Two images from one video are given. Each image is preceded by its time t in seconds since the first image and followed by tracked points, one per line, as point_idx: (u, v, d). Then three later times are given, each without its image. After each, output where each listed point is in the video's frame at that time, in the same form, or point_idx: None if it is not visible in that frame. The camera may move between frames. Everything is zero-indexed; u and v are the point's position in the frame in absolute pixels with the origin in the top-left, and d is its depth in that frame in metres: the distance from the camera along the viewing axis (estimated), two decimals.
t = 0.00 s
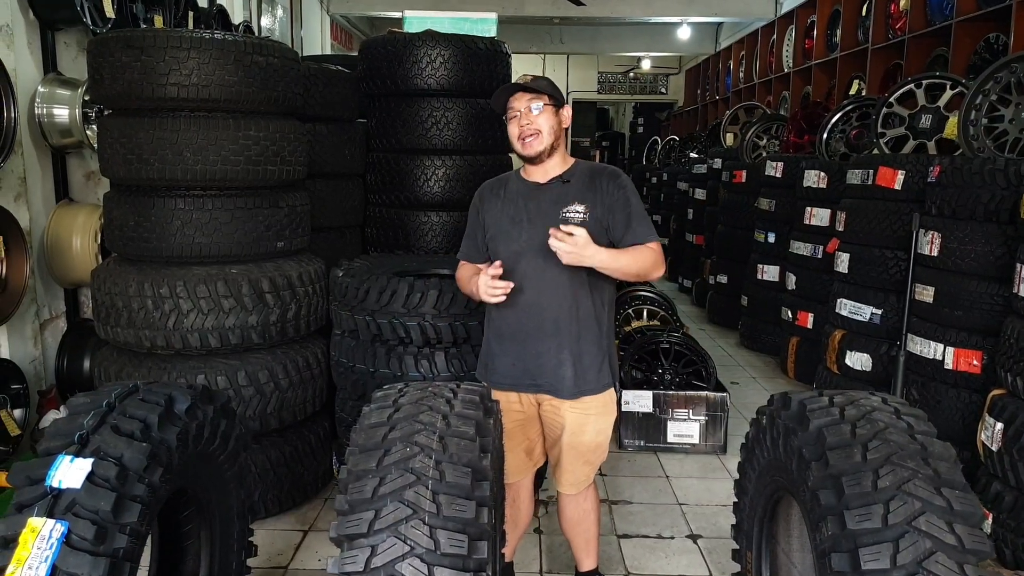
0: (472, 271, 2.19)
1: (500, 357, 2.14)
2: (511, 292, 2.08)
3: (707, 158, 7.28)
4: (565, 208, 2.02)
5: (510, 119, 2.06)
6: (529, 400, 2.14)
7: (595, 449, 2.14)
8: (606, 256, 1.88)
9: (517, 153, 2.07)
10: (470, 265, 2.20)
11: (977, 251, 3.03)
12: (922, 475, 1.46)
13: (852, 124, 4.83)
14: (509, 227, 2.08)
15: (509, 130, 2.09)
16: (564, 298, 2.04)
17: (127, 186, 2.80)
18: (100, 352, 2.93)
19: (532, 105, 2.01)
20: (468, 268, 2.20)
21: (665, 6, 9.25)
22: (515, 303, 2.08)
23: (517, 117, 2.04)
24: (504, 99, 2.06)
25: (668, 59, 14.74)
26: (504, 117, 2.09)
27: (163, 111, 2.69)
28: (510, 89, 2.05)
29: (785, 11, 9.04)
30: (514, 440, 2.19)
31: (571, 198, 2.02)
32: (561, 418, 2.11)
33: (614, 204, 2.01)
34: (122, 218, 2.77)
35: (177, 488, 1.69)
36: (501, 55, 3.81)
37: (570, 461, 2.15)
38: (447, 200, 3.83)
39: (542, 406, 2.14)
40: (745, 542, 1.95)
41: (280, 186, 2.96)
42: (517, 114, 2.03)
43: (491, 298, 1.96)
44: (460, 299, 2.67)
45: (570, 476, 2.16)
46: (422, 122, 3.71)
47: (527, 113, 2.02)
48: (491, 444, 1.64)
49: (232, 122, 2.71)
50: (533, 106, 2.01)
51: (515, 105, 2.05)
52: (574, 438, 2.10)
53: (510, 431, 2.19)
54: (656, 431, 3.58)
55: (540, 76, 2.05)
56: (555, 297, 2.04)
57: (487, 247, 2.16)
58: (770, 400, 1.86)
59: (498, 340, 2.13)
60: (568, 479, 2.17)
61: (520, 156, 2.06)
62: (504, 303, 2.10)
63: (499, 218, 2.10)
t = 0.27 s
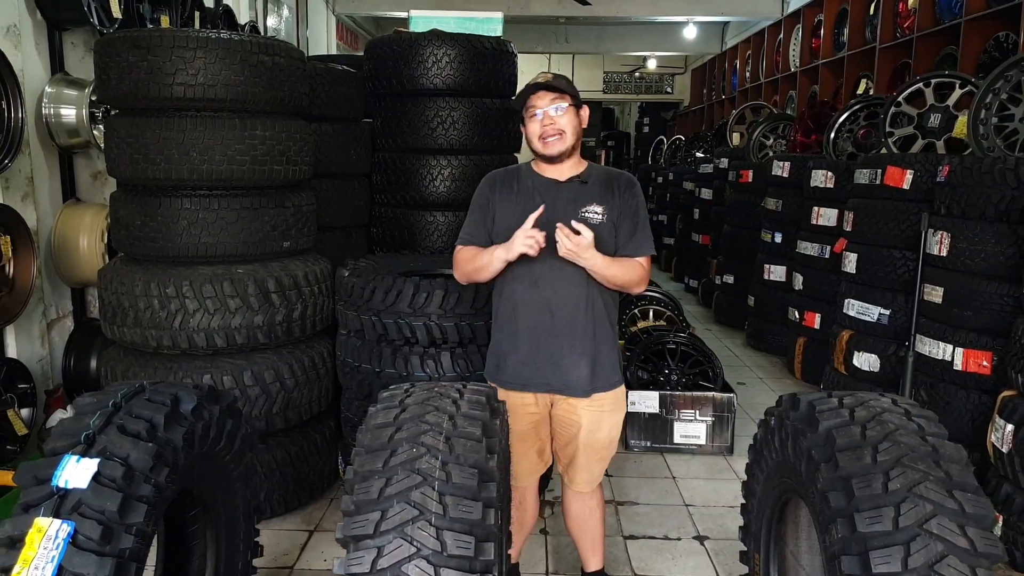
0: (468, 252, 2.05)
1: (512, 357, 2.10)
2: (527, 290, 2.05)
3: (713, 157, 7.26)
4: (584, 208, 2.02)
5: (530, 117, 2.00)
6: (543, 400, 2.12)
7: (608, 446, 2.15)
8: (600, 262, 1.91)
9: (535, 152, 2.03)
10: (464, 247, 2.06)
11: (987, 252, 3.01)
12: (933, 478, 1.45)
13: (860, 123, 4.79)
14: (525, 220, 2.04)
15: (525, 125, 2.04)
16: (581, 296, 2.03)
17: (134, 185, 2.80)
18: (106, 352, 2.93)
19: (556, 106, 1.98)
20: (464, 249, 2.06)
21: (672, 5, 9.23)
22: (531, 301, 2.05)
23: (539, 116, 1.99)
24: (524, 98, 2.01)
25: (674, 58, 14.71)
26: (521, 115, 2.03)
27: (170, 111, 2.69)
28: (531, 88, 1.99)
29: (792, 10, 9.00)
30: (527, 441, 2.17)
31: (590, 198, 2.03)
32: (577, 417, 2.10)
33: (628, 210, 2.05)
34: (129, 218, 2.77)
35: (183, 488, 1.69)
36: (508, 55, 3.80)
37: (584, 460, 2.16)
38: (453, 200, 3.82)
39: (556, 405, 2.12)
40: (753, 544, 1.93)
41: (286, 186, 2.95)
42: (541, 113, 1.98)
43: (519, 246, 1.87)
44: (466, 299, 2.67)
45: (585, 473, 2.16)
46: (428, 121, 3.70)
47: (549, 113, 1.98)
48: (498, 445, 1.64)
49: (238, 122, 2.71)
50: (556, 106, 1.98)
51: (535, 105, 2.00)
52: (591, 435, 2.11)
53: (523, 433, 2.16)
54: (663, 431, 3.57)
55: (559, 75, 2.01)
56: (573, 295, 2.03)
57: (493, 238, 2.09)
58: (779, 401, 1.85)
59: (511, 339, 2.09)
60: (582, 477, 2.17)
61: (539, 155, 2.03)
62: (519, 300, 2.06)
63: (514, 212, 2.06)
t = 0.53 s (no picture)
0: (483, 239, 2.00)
1: (526, 355, 2.07)
2: (542, 287, 2.03)
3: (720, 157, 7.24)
4: (601, 209, 2.02)
5: (559, 112, 1.98)
6: (555, 398, 2.11)
7: (618, 444, 2.15)
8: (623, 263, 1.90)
9: (556, 147, 2.02)
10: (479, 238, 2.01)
11: (995, 251, 2.99)
12: (940, 476, 1.44)
13: (868, 122, 4.78)
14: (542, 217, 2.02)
15: (552, 119, 2.01)
16: (595, 296, 2.03)
17: (140, 184, 2.81)
18: (112, 350, 2.93)
19: (589, 106, 1.97)
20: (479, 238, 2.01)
21: (678, 5, 9.21)
22: (546, 299, 2.03)
23: (569, 113, 1.98)
24: (556, 90, 1.99)
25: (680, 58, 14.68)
26: (548, 106, 2.01)
27: (176, 110, 2.69)
28: (564, 83, 1.98)
29: (799, 10, 8.97)
30: (538, 440, 2.15)
31: (606, 200, 2.03)
32: (589, 416, 2.10)
33: (639, 215, 2.08)
34: (135, 216, 2.78)
35: (188, 485, 1.69)
36: (513, 54, 3.80)
37: (596, 457, 2.16)
38: (459, 199, 3.82)
39: (567, 403, 2.12)
40: (758, 543, 1.92)
41: (292, 184, 2.96)
42: (573, 110, 1.96)
43: (546, 204, 1.82)
44: (472, 298, 2.66)
45: (596, 472, 2.17)
46: (433, 120, 3.70)
47: (581, 112, 1.97)
48: (502, 442, 1.63)
49: (244, 120, 2.72)
50: (588, 106, 1.98)
51: (567, 100, 1.98)
52: (603, 434, 2.11)
53: (535, 432, 2.15)
54: (669, 431, 3.56)
55: (593, 75, 2.01)
56: (588, 294, 2.02)
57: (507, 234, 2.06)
58: (785, 400, 1.84)
59: (524, 337, 2.07)
60: (592, 476, 2.17)
61: (560, 151, 2.01)
62: (533, 298, 2.04)
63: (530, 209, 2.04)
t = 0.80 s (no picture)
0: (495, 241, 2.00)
1: (539, 354, 2.07)
2: (555, 285, 2.03)
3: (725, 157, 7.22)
4: (611, 207, 2.02)
5: (571, 113, 1.98)
6: (567, 398, 2.10)
7: (629, 444, 2.15)
8: (633, 256, 1.89)
9: (568, 148, 2.02)
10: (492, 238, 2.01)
11: (1001, 250, 2.97)
12: (945, 475, 1.44)
13: (873, 121, 4.76)
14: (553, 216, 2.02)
15: (564, 119, 2.01)
16: (609, 294, 2.02)
17: (145, 183, 2.81)
18: (117, 349, 2.94)
19: (601, 108, 1.98)
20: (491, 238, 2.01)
21: (683, 4, 9.20)
22: (559, 298, 2.03)
23: (582, 114, 1.98)
24: (569, 91, 1.99)
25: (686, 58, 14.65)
26: (561, 107, 2.01)
27: (181, 109, 2.70)
28: (577, 83, 1.98)
29: (804, 9, 8.95)
30: (550, 440, 2.14)
31: (616, 197, 2.03)
32: (600, 415, 2.10)
33: (650, 212, 2.07)
34: (140, 215, 2.79)
35: (192, 483, 1.69)
36: (518, 53, 3.80)
37: (607, 458, 2.15)
38: (463, 198, 3.82)
39: (579, 403, 2.12)
40: (762, 542, 1.92)
41: (297, 184, 2.96)
42: (586, 111, 1.96)
43: (560, 210, 1.81)
44: (476, 297, 2.66)
45: (606, 472, 2.16)
46: (438, 119, 3.71)
47: (594, 114, 1.98)
48: (505, 441, 1.63)
49: (248, 119, 2.72)
50: (601, 108, 1.98)
51: (580, 101, 1.98)
52: (614, 434, 2.11)
53: (546, 431, 2.14)
54: (673, 430, 3.55)
55: (605, 76, 2.01)
56: (602, 293, 2.02)
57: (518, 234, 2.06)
58: (789, 399, 1.84)
59: (537, 336, 2.07)
60: (603, 476, 2.17)
61: (571, 152, 2.02)
62: (546, 297, 2.04)
63: (540, 208, 2.04)
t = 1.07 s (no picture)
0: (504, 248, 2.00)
1: (543, 354, 2.09)
2: (556, 286, 2.05)
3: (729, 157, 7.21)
4: (612, 206, 2.02)
5: (560, 115, 2.01)
6: (571, 399, 2.11)
7: (634, 447, 2.14)
8: (631, 251, 1.87)
9: (563, 151, 2.04)
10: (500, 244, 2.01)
11: (1004, 250, 2.97)
12: (947, 476, 1.43)
13: (877, 121, 4.76)
14: (555, 217, 2.03)
15: (556, 124, 2.04)
16: (610, 293, 2.03)
17: (149, 183, 2.82)
18: (121, 348, 2.95)
19: (587, 105, 1.99)
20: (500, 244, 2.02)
21: (687, 5, 9.19)
22: (561, 298, 2.04)
23: (570, 115, 2.00)
24: (555, 94, 2.02)
25: (690, 58, 14.63)
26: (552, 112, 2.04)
27: (184, 110, 2.71)
28: (560, 85, 2.01)
29: (809, 9, 8.94)
30: (553, 440, 2.15)
31: (618, 196, 2.03)
32: (603, 417, 2.10)
33: (656, 208, 2.04)
34: (144, 215, 2.80)
35: (194, 482, 1.69)
36: (521, 54, 3.81)
37: (610, 460, 2.15)
38: (466, 198, 3.82)
39: (583, 404, 2.12)
40: (765, 543, 1.92)
41: (300, 184, 2.97)
42: (571, 111, 1.99)
43: (562, 241, 1.81)
44: (479, 297, 2.67)
45: (609, 474, 2.16)
46: (441, 120, 3.71)
47: (581, 112, 1.99)
48: (507, 441, 1.63)
49: (252, 120, 2.73)
50: (587, 105, 1.99)
51: (566, 102, 2.01)
52: (617, 436, 2.10)
53: (550, 431, 2.14)
54: (676, 431, 3.55)
55: (591, 73, 2.02)
56: (603, 292, 2.03)
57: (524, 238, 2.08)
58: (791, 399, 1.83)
59: (542, 337, 2.09)
60: (606, 478, 2.17)
61: (567, 154, 2.04)
62: (549, 297, 2.06)
63: (542, 210, 2.04)
